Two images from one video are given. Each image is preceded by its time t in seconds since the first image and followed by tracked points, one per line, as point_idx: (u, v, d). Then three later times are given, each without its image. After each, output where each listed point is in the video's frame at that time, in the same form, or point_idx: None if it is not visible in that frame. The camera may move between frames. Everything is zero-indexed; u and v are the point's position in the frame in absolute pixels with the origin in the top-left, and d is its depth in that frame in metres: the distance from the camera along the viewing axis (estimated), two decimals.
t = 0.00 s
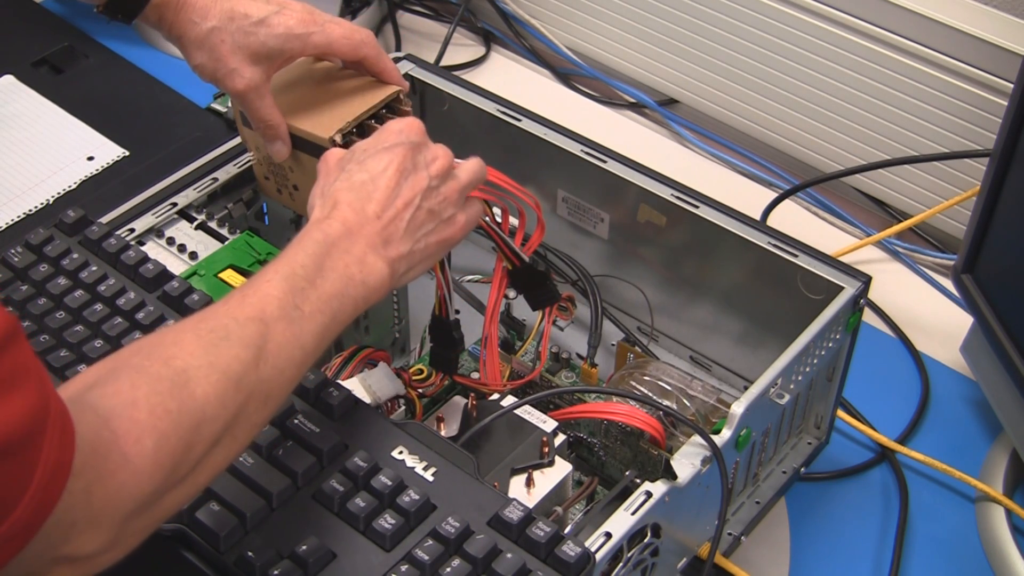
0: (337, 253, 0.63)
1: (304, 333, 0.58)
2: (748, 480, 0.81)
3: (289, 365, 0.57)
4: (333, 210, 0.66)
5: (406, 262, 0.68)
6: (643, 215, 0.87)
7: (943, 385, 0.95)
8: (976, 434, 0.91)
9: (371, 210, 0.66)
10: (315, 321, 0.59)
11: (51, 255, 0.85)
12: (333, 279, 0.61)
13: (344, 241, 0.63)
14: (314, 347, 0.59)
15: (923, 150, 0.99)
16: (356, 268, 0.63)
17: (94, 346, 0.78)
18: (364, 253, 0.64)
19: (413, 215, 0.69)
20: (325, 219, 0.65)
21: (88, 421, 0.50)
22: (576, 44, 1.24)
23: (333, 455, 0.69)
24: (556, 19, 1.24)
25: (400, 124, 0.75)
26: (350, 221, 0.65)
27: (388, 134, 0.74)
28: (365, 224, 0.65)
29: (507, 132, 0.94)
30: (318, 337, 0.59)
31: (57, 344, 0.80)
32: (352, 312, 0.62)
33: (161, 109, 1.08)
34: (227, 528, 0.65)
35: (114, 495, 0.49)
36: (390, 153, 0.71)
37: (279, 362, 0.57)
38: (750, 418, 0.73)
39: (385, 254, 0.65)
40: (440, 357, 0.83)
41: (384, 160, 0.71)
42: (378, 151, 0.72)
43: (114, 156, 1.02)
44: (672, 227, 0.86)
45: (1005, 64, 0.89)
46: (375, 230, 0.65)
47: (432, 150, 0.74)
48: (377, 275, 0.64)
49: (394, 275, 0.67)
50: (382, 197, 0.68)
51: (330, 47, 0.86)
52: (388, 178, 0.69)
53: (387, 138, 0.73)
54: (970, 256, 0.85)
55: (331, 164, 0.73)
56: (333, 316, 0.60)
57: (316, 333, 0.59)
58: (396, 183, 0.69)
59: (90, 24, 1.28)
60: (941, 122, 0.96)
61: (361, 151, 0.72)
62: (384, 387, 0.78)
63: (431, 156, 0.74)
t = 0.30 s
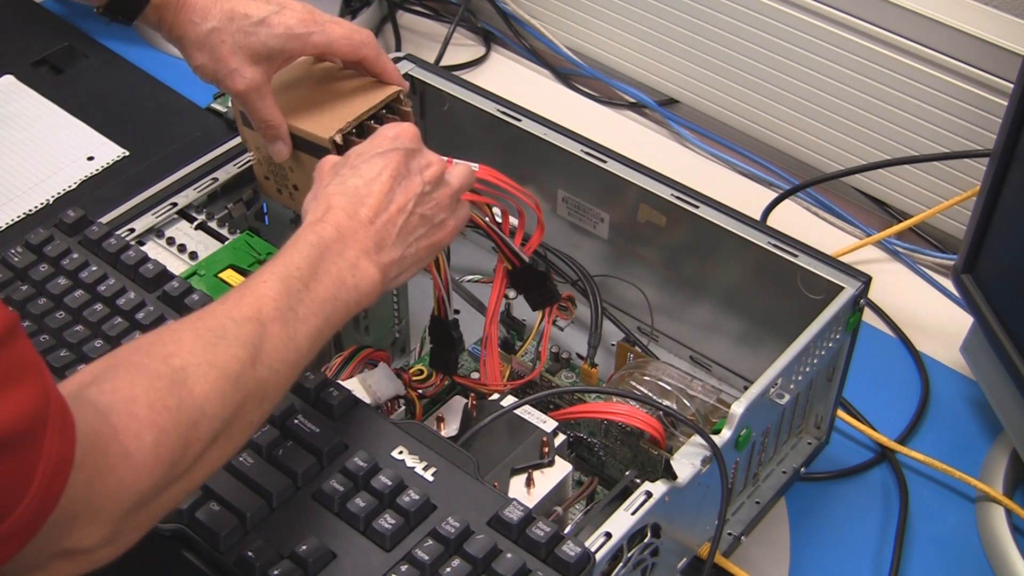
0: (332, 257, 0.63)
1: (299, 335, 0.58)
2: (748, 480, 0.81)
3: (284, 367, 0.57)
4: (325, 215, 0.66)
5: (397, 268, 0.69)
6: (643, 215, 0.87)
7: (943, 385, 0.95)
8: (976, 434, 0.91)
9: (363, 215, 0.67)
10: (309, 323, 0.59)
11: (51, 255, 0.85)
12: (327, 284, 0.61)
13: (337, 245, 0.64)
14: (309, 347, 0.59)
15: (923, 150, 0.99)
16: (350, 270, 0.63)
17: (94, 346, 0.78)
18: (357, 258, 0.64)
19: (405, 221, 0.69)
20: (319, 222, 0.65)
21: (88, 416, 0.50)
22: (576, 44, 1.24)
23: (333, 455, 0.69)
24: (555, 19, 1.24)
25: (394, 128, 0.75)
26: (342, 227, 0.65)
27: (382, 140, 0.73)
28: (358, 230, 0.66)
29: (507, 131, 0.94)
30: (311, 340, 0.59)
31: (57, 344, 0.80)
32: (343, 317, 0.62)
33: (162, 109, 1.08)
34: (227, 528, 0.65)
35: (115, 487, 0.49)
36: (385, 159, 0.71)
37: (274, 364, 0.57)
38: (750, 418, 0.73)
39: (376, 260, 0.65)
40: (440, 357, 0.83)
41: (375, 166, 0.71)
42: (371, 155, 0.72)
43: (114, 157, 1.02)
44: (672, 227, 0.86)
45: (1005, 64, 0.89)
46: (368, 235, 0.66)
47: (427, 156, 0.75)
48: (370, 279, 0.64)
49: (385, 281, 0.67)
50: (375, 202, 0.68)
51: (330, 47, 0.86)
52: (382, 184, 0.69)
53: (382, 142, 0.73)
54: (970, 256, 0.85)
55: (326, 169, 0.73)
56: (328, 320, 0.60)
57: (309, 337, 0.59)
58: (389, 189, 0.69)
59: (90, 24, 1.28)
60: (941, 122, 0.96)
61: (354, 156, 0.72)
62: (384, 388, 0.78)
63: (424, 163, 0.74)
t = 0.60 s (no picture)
0: (332, 255, 0.63)
1: (301, 335, 0.58)
2: (748, 480, 0.81)
3: (286, 365, 0.57)
4: (325, 211, 0.66)
5: (399, 264, 0.69)
6: (643, 215, 0.87)
7: (943, 385, 0.95)
8: (976, 434, 0.91)
9: (364, 212, 0.67)
10: (311, 322, 0.59)
11: (51, 255, 0.85)
12: (329, 278, 0.61)
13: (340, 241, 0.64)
14: (313, 347, 0.59)
15: (923, 150, 0.99)
16: (351, 270, 0.63)
17: (94, 346, 0.78)
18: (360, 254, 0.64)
19: (406, 216, 0.69)
20: (320, 219, 0.65)
21: (91, 420, 0.50)
22: (576, 44, 1.24)
23: (333, 455, 0.69)
24: (556, 19, 1.24)
25: (390, 127, 0.74)
26: (343, 224, 0.65)
27: (378, 138, 0.73)
28: (358, 226, 0.65)
29: (507, 131, 0.94)
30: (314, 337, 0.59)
31: (57, 344, 0.80)
32: (347, 314, 0.62)
33: (162, 109, 1.08)
34: (226, 528, 0.65)
35: (120, 491, 0.49)
36: (381, 155, 0.71)
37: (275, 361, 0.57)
38: (750, 418, 0.73)
39: (379, 256, 0.65)
40: (440, 357, 0.83)
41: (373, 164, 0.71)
42: (367, 155, 0.72)
43: (114, 156, 1.02)
44: (672, 227, 0.86)
45: (1005, 64, 0.89)
46: (367, 232, 0.65)
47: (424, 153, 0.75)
48: (372, 277, 0.64)
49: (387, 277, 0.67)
50: (376, 198, 0.68)
51: (330, 46, 0.86)
52: (381, 180, 0.69)
53: (378, 142, 0.73)
54: (970, 256, 0.85)
55: (323, 172, 0.72)
56: (332, 316, 0.60)
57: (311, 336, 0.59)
58: (389, 185, 0.69)
59: (90, 24, 1.28)
60: (941, 122, 0.96)
61: (351, 157, 0.72)
62: (385, 388, 0.78)
63: (422, 160, 0.74)
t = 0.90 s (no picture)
0: (336, 260, 0.63)
1: (308, 334, 0.59)
2: (748, 480, 0.81)
3: (293, 364, 0.57)
4: (328, 219, 0.67)
5: (402, 269, 0.69)
6: (643, 215, 0.87)
7: (943, 385, 0.95)
8: (976, 434, 0.91)
9: (364, 219, 0.67)
10: (315, 322, 0.59)
11: (51, 255, 0.85)
12: (333, 285, 0.62)
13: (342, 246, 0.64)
14: (315, 354, 0.59)
15: (923, 150, 0.99)
16: (354, 273, 0.63)
17: (94, 346, 0.78)
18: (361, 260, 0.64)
19: (407, 222, 0.70)
20: (322, 228, 0.65)
21: (99, 412, 0.50)
22: (576, 44, 1.24)
23: (333, 455, 0.69)
24: (556, 19, 1.24)
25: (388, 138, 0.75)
26: (346, 232, 0.66)
27: (376, 148, 0.74)
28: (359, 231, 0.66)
29: (507, 131, 0.94)
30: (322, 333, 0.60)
31: (57, 344, 0.80)
32: (351, 318, 0.62)
33: (162, 108, 1.08)
34: (226, 528, 0.65)
35: (129, 480, 0.49)
36: (380, 163, 0.71)
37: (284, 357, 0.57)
38: (750, 418, 0.73)
39: (380, 267, 0.66)
40: (439, 358, 0.83)
41: (374, 168, 0.71)
42: (368, 162, 0.72)
43: (114, 156, 1.02)
44: (672, 227, 0.86)
45: (1005, 64, 0.89)
46: (367, 244, 0.66)
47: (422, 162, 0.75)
48: (375, 281, 0.64)
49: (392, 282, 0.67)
50: (377, 202, 0.68)
51: (330, 47, 0.86)
52: (381, 187, 0.70)
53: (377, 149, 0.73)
54: (970, 256, 0.85)
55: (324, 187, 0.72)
56: (337, 317, 0.61)
57: (320, 333, 0.59)
58: (389, 192, 0.70)
59: (90, 24, 1.28)
60: (942, 122, 0.96)
61: (350, 168, 0.72)
62: (385, 387, 0.78)
63: (420, 167, 0.74)
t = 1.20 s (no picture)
0: (340, 266, 0.63)
1: (316, 338, 0.59)
2: (748, 480, 0.81)
3: (301, 368, 0.57)
4: (330, 227, 0.67)
5: (407, 273, 0.69)
6: (643, 215, 0.87)
7: (942, 385, 0.95)
8: (976, 435, 0.91)
9: (368, 220, 0.68)
10: (325, 326, 0.59)
11: (51, 255, 0.85)
12: (339, 290, 0.61)
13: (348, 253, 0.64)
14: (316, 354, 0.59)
15: (923, 150, 0.99)
16: (360, 279, 0.63)
17: (94, 347, 0.78)
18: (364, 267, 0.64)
19: (407, 224, 0.69)
20: (323, 237, 0.66)
21: (107, 413, 0.50)
22: (576, 44, 1.24)
23: (333, 455, 0.69)
24: (556, 19, 1.24)
25: (383, 138, 0.74)
26: (348, 239, 0.66)
27: (371, 150, 0.74)
28: (365, 238, 0.66)
29: (507, 132, 0.94)
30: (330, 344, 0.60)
31: (58, 344, 0.80)
32: (360, 324, 0.62)
33: (162, 108, 1.08)
34: (227, 528, 0.65)
35: (138, 481, 0.49)
36: (376, 167, 0.71)
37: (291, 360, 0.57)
38: (750, 418, 0.73)
39: (381, 266, 0.66)
40: (440, 356, 0.83)
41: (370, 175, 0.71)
42: (362, 168, 0.72)
43: (114, 157, 1.02)
44: (672, 228, 0.86)
45: (1006, 64, 0.89)
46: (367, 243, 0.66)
47: (417, 158, 0.75)
48: (381, 287, 0.64)
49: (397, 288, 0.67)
50: (377, 210, 0.68)
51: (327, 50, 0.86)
52: (379, 193, 0.69)
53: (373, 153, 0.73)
54: (970, 256, 0.85)
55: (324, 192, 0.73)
56: (343, 322, 0.61)
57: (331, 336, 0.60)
58: (387, 197, 0.70)
59: (90, 24, 1.28)
60: (942, 122, 0.96)
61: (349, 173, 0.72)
62: (384, 386, 0.78)
63: (416, 164, 0.74)
